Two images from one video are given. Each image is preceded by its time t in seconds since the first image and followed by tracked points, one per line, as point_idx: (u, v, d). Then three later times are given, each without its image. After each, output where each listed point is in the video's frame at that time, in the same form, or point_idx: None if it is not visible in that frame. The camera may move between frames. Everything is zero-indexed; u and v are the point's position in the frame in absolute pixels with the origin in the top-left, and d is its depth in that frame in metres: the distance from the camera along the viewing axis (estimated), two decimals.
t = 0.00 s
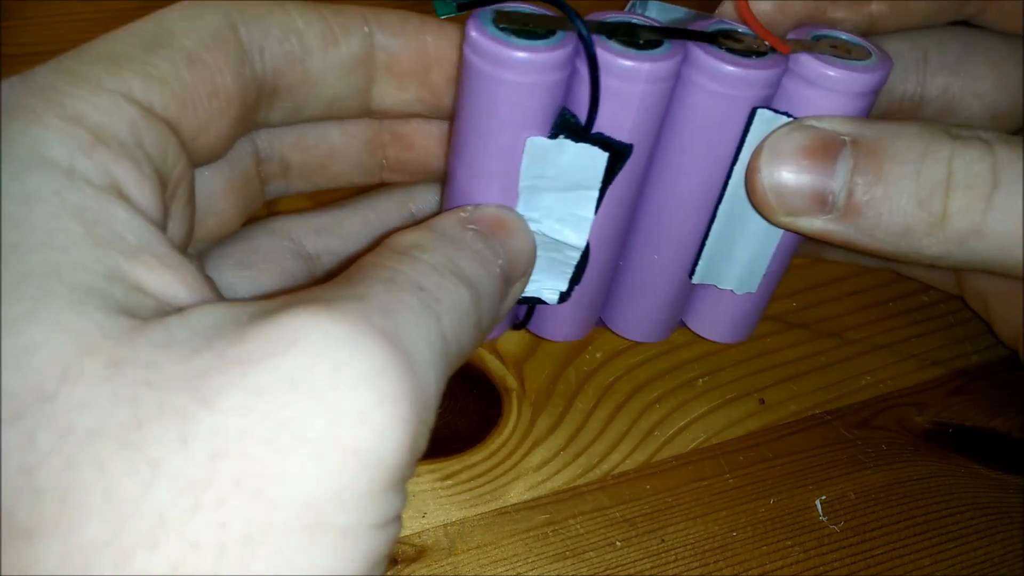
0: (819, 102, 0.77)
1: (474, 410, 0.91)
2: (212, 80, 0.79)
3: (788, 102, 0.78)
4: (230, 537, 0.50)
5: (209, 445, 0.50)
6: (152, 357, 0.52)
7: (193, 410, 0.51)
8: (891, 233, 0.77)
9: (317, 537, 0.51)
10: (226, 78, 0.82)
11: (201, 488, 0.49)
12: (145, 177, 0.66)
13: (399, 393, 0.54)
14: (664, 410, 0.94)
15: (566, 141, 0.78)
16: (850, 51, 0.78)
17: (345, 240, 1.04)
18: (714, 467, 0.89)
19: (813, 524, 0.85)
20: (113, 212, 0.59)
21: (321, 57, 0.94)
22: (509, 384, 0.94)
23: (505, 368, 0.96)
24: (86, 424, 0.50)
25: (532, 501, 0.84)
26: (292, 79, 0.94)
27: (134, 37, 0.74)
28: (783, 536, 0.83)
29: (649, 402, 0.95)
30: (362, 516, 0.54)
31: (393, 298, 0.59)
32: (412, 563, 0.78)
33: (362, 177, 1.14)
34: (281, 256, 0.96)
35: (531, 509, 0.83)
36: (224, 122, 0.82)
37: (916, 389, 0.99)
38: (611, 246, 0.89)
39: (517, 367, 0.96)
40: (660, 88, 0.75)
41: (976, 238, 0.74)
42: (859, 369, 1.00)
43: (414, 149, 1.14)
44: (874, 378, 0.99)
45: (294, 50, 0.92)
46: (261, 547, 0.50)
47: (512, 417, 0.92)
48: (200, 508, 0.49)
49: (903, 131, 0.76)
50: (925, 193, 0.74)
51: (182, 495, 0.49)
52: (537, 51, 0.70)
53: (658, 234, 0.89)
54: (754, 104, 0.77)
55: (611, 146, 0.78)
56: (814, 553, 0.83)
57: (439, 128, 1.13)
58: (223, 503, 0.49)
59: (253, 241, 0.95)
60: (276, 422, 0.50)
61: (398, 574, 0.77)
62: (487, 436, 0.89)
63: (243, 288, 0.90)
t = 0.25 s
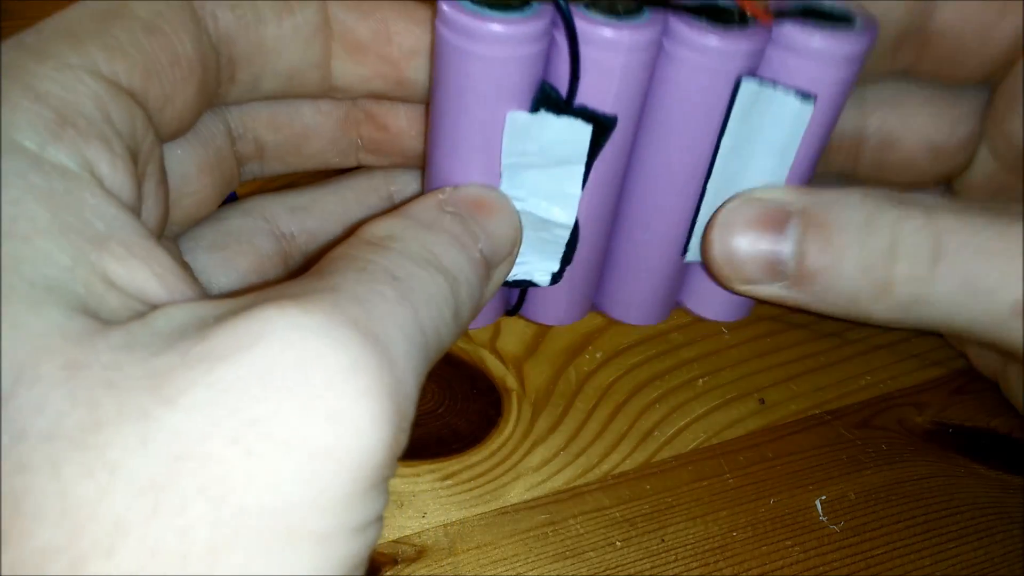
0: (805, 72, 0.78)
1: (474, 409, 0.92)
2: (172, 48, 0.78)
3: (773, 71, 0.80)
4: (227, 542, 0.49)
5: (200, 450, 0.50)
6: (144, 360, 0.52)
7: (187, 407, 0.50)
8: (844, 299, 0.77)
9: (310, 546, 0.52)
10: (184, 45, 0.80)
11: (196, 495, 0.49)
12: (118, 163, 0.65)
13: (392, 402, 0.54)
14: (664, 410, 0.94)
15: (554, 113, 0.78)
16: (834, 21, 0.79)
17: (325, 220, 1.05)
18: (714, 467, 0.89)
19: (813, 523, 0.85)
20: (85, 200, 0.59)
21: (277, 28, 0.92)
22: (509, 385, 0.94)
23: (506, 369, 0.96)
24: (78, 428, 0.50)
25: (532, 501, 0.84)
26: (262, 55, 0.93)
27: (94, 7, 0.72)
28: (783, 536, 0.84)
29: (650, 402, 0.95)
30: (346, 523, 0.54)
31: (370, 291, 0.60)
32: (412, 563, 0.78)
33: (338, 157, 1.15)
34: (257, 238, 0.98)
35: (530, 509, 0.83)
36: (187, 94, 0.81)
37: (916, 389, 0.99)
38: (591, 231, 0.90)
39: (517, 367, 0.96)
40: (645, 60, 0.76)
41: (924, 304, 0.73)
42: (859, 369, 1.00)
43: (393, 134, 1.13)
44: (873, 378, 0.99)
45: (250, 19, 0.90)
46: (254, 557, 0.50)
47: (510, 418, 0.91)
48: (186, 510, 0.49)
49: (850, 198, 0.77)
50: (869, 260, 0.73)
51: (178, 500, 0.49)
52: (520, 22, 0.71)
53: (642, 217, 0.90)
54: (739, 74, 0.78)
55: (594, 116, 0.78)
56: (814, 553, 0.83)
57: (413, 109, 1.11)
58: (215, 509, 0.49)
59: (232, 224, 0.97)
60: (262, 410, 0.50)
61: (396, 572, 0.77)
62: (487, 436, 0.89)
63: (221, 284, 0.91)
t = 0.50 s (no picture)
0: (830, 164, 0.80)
1: (473, 409, 0.92)
2: (189, 36, 0.76)
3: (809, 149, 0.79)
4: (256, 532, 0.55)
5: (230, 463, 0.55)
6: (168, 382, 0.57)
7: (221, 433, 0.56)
8: (829, 309, 0.81)
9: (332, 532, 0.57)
10: (202, 34, 0.78)
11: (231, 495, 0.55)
12: (128, 172, 0.67)
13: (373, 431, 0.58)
14: (664, 410, 0.94)
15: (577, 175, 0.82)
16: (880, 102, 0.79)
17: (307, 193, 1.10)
18: (714, 467, 0.90)
19: (813, 524, 0.87)
20: (104, 218, 0.62)
21: (293, 21, 0.88)
22: (508, 385, 0.94)
23: (505, 368, 0.95)
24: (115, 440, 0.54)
25: (532, 501, 0.87)
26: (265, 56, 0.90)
27: None
28: (782, 537, 0.86)
29: (650, 402, 0.94)
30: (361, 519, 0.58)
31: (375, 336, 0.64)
32: (412, 563, 0.83)
33: (336, 139, 1.13)
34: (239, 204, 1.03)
35: (531, 509, 0.86)
36: (199, 82, 0.79)
37: (916, 388, 0.97)
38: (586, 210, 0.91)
39: (517, 367, 0.96)
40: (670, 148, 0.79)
41: (896, 323, 0.75)
42: (859, 369, 0.98)
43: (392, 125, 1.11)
44: (874, 378, 0.97)
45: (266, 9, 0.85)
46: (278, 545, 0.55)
47: (510, 418, 0.92)
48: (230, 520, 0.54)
49: (835, 218, 0.79)
50: (842, 281, 0.77)
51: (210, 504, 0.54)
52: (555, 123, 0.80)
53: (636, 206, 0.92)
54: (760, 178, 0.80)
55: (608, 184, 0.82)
56: (814, 553, 0.86)
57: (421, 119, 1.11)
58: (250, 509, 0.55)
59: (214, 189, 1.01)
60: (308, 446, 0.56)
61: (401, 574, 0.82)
62: (487, 436, 0.90)
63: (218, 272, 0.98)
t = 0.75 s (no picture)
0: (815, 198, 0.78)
1: (474, 409, 0.94)
2: (185, 38, 0.76)
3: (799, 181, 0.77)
4: (259, 527, 0.56)
5: (235, 461, 0.56)
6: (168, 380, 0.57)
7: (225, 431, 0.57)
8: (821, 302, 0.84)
9: (334, 529, 0.59)
10: (197, 34, 0.77)
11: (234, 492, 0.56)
12: (123, 172, 0.67)
13: (361, 437, 0.61)
14: (664, 410, 0.94)
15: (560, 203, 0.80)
16: (871, 147, 0.75)
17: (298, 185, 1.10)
18: (714, 467, 0.90)
19: (813, 524, 0.87)
20: (99, 217, 0.62)
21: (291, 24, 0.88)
22: (508, 385, 0.95)
23: (505, 368, 0.96)
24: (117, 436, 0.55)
25: (532, 501, 0.88)
26: (259, 58, 0.90)
27: None
28: (782, 536, 0.86)
29: (649, 402, 0.94)
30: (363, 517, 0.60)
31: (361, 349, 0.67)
32: (412, 563, 0.85)
33: (330, 134, 1.14)
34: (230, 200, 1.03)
35: (530, 509, 0.87)
36: (195, 84, 0.79)
37: (917, 388, 0.97)
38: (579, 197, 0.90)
39: (517, 366, 0.96)
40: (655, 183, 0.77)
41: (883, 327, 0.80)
42: (859, 369, 0.97)
43: (387, 126, 1.12)
44: (873, 378, 0.97)
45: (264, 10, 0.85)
46: (279, 541, 0.56)
47: (510, 418, 0.93)
48: (233, 517, 0.55)
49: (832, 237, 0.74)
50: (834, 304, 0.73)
51: (212, 502, 0.55)
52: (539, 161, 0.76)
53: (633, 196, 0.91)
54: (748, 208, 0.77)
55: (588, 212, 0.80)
56: (814, 553, 0.86)
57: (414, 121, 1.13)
58: (253, 506, 0.56)
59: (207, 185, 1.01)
60: (308, 443, 0.59)
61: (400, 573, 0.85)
62: (487, 436, 0.91)
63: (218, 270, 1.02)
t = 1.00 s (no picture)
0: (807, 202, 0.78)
1: (474, 409, 0.94)
2: (188, 44, 0.76)
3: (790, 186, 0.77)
4: (259, 522, 0.56)
5: (236, 455, 0.57)
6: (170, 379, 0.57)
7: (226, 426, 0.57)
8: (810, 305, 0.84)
9: (333, 525, 0.59)
10: (200, 39, 0.77)
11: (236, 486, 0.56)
12: (127, 174, 0.67)
13: (361, 433, 0.61)
14: (664, 410, 0.94)
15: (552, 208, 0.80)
16: (862, 152, 0.75)
17: (298, 192, 1.11)
18: (714, 467, 0.90)
19: (813, 524, 0.87)
20: (103, 217, 0.62)
21: (288, 34, 0.88)
22: (508, 384, 0.95)
23: (505, 368, 0.96)
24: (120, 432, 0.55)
25: (532, 501, 0.88)
26: (258, 65, 0.90)
27: None
28: (783, 537, 0.86)
29: (649, 402, 0.94)
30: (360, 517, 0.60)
31: (360, 350, 0.67)
32: (412, 563, 0.85)
33: (329, 142, 1.14)
34: (232, 206, 1.03)
35: (530, 509, 0.87)
36: (197, 90, 0.79)
37: (917, 388, 0.97)
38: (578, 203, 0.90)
39: (516, 366, 0.96)
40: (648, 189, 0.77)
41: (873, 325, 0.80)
42: (859, 369, 0.97)
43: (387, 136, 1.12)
44: (874, 378, 0.97)
45: (262, 17, 0.85)
46: (280, 537, 0.57)
47: (511, 418, 0.93)
48: (233, 512, 0.55)
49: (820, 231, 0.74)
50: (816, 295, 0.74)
51: (213, 495, 0.55)
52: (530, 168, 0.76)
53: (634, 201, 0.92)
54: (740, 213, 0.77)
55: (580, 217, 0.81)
56: (814, 553, 0.86)
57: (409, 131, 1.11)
58: (254, 501, 0.56)
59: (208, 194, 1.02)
60: (303, 443, 0.58)
61: (401, 572, 0.85)
62: (487, 436, 0.91)
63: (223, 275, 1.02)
